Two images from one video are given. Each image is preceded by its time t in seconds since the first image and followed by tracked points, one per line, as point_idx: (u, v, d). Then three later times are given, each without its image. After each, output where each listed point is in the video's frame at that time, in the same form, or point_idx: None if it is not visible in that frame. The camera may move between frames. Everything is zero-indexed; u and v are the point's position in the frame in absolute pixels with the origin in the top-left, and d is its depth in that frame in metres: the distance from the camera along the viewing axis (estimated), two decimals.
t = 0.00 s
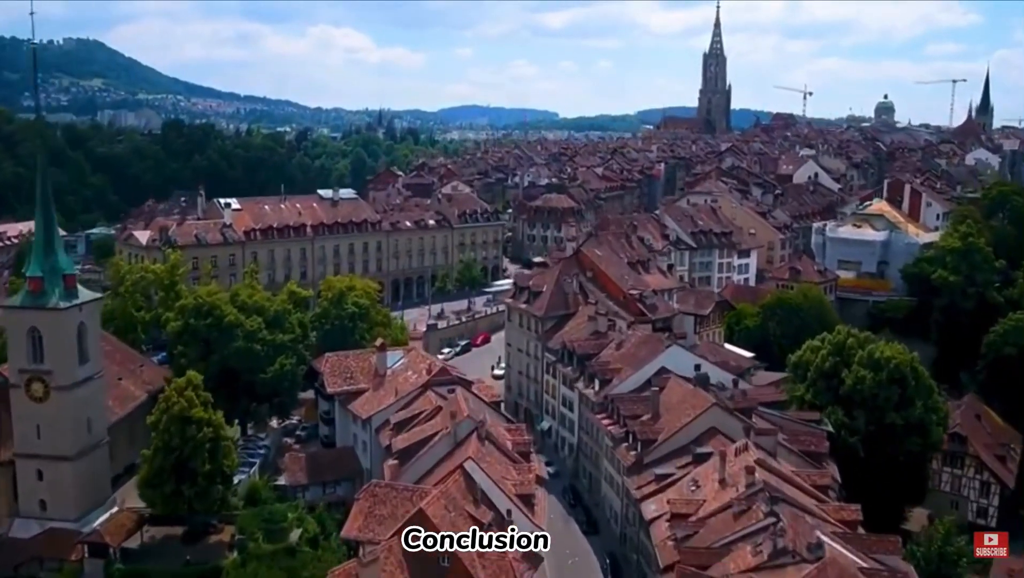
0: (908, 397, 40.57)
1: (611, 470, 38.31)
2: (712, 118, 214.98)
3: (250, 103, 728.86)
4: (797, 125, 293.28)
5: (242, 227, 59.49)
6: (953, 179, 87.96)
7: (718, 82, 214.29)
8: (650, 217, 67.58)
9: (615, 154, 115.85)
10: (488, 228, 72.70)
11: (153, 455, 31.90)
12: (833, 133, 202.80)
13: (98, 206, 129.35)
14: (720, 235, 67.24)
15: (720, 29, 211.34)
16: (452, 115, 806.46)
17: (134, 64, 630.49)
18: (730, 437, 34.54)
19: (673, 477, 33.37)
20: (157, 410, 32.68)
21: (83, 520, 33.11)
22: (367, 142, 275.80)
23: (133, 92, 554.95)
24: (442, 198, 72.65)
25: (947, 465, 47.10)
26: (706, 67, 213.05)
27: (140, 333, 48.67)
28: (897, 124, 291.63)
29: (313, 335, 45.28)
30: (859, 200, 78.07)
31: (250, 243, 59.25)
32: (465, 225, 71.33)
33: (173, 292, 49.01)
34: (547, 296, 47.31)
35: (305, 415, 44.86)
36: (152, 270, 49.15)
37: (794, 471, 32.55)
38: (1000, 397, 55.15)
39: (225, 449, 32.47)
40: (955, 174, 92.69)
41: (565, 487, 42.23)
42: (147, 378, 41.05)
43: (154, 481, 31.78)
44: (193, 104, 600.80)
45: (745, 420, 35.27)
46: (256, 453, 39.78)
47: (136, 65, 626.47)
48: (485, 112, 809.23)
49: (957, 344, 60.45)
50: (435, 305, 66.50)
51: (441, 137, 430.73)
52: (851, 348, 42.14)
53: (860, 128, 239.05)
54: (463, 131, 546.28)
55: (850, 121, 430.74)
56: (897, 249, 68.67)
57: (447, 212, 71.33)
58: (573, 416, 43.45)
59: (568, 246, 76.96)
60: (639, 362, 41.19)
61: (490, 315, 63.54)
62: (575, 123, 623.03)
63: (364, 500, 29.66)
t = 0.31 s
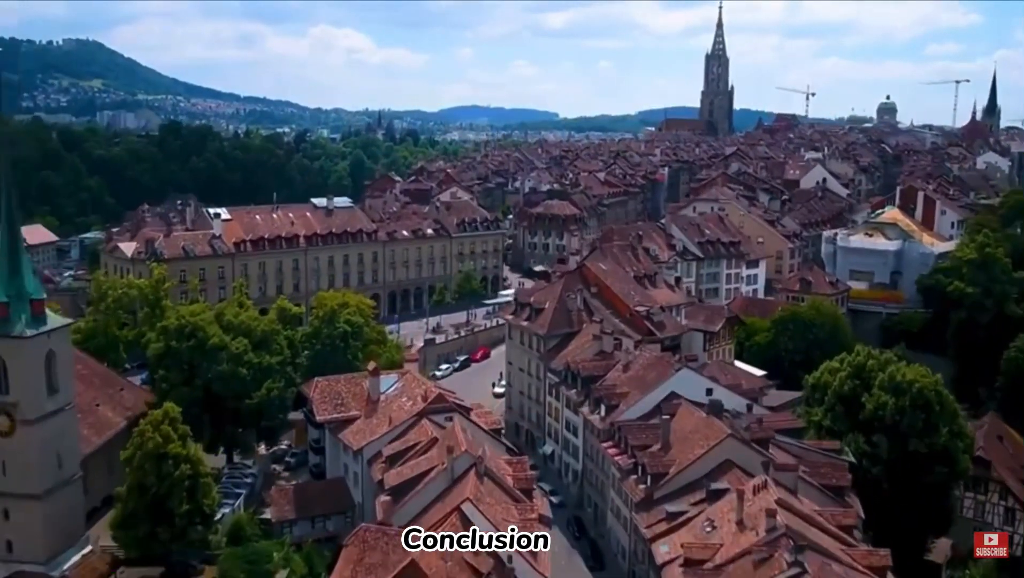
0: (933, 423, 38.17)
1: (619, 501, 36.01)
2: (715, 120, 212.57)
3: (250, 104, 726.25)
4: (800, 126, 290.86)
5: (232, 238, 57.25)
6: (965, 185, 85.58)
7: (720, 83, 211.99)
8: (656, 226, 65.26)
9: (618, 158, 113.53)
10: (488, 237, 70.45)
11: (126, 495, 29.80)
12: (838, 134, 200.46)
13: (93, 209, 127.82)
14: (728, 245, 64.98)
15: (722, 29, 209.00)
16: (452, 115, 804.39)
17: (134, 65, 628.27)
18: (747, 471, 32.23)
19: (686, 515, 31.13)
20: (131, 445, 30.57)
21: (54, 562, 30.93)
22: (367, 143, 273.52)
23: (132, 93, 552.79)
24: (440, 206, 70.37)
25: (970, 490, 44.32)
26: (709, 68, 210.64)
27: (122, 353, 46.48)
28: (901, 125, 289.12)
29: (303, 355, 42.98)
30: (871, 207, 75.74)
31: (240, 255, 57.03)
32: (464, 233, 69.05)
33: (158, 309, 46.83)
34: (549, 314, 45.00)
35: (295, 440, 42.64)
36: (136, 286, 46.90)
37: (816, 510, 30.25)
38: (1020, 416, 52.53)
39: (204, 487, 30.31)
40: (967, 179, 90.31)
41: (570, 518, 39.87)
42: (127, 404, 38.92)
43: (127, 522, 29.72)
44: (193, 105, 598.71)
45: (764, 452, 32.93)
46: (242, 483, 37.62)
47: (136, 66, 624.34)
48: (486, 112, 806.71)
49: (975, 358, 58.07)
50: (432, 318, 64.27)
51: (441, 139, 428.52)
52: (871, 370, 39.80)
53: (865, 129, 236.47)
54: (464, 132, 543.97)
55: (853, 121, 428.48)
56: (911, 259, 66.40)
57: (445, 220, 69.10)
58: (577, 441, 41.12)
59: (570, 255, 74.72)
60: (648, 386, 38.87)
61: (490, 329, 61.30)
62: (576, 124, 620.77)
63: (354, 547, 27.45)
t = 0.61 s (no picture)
0: (967, 462, 35.40)
1: (628, 550, 33.10)
2: (718, 123, 209.68)
3: (250, 105, 724.18)
4: (803, 129, 287.60)
5: (218, 253, 54.41)
6: (980, 194, 82.74)
7: (723, 85, 209.07)
8: (663, 239, 62.25)
9: (621, 164, 110.85)
10: (487, 250, 67.58)
11: (85, 555, 26.91)
12: (843, 138, 197.37)
13: (88, 213, 128.92)
14: (738, 259, 62.06)
15: (725, 31, 206.07)
16: (452, 116, 801.65)
17: (133, 66, 626.27)
18: (770, 524, 29.25)
19: (703, 574, 28.15)
20: (89, 497, 27.62)
21: None
22: (366, 146, 270.96)
23: (131, 94, 550.79)
24: (437, 217, 67.50)
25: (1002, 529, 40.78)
26: (712, 70, 207.80)
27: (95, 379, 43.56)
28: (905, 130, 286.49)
29: (287, 385, 40.07)
30: (885, 217, 72.83)
31: (226, 272, 54.18)
32: (462, 246, 66.17)
33: (135, 332, 44.05)
34: (551, 339, 42.12)
35: (279, 475, 39.82)
36: (111, 307, 44.03)
37: (850, 571, 27.23)
38: None
39: (172, 543, 27.50)
40: (982, 187, 87.42)
41: (573, 562, 36.93)
42: (96, 440, 36.00)
43: None
44: (192, 106, 596.55)
45: (788, 502, 29.94)
46: (220, 526, 34.72)
47: (135, 66, 622.28)
48: (486, 114, 804.38)
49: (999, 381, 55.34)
50: (429, 335, 61.47)
51: (440, 141, 425.69)
52: (900, 404, 36.83)
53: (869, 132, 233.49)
54: (464, 133, 541.22)
55: (856, 123, 425.41)
56: (929, 274, 63.52)
57: (442, 232, 66.20)
58: (581, 479, 38.20)
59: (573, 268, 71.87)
60: (658, 421, 35.96)
61: (489, 347, 58.42)
62: (576, 125, 617.92)
63: None
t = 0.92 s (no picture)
0: (1005, 506, 32.73)
1: None
2: (721, 126, 206.95)
3: (250, 106, 724.46)
4: (806, 131, 284.41)
5: (203, 271, 51.79)
6: (998, 204, 79.93)
7: (727, 88, 206.30)
8: (670, 253, 59.52)
9: (623, 170, 108.37)
10: (487, 264, 64.96)
11: None
12: (848, 141, 194.67)
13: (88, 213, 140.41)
14: (749, 274, 59.41)
15: (728, 33, 203.32)
16: (453, 118, 799.50)
17: (133, 68, 625.05)
18: None
19: None
20: (45, 559, 25.04)
21: None
22: (366, 148, 268.70)
23: (131, 96, 550.05)
24: (434, 229, 64.81)
25: None
26: (715, 72, 205.05)
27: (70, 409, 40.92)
28: (908, 132, 283.57)
29: (272, 419, 37.35)
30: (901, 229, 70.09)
31: (212, 290, 51.53)
32: (460, 260, 63.48)
33: (112, 359, 41.54)
34: (555, 368, 39.40)
35: (263, 514, 37.19)
36: (86, 332, 41.43)
37: None
38: None
39: None
40: (999, 196, 84.61)
41: None
42: (66, 481, 33.47)
43: None
44: (192, 107, 595.61)
45: (817, 559, 27.19)
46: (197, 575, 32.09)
47: (135, 68, 621.26)
48: (487, 115, 802.02)
49: None
50: (426, 355, 58.80)
51: (440, 143, 423.66)
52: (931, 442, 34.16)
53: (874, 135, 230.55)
54: (464, 134, 539.03)
55: (859, 125, 422.67)
56: (948, 289, 60.81)
57: (439, 246, 63.53)
58: (588, 520, 35.53)
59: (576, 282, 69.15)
60: (671, 462, 33.23)
61: (488, 369, 55.70)
62: (577, 127, 615.62)
63: None
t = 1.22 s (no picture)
0: None
1: None
2: (724, 129, 204.32)
3: (250, 106, 723.03)
4: (809, 133, 281.48)
5: (190, 289, 49.33)
6: (1015, 214, 77.33)
7: (730, 90, 203.73)
8: (679, 268, 56.99)
9: (626, 176, 105.98)
10: (487, 278, 62.53)
11: None
12: (853, 144, 192.00)
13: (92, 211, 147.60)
14: (761, 290, 56.93)
15: (731, 34, 200.67)
16: (453, 117, 797.65)
17: (133, 68, 623.57)
18: None
19: None
20: None
21: None
22: (365, 150, 266.21)
23: (130, 96, 548.92)
24: (433, 242, 62.36)
25: None
26: (718, 74, 202.32)
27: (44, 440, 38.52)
28: (911, 135, 280.78)
29: (257, 455, 34.85)
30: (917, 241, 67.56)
31: (198, 309, 49.06)
32: (460, 274, 61.00)
33: (89, 388, 39.18)
34: (561, 399, 36.89)
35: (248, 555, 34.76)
36: (61, 359, 39.01)
37: None
38: None
39: None
40: (1016, 206, 81.98)
41: None
42: (34, 525, 31.16)
43: None
44: (192, 108, 594.13)
45: None
46: None
47: (135, 68, 619.70)
48: (487, 115, 799.46)
49: None
50: (424, 375, 56.31)
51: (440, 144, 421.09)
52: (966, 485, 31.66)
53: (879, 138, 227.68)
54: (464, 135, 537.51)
55: (861, 126, 420.53)
56: (968, 305, 58.31)
57: (438, 259, 61.06)
58: (596, 566, 33.04)
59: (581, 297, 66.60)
60: (687, 506, 30.70)
61: (489, 390, 53.17)
62: (578, 127, 613.72)
63: None
